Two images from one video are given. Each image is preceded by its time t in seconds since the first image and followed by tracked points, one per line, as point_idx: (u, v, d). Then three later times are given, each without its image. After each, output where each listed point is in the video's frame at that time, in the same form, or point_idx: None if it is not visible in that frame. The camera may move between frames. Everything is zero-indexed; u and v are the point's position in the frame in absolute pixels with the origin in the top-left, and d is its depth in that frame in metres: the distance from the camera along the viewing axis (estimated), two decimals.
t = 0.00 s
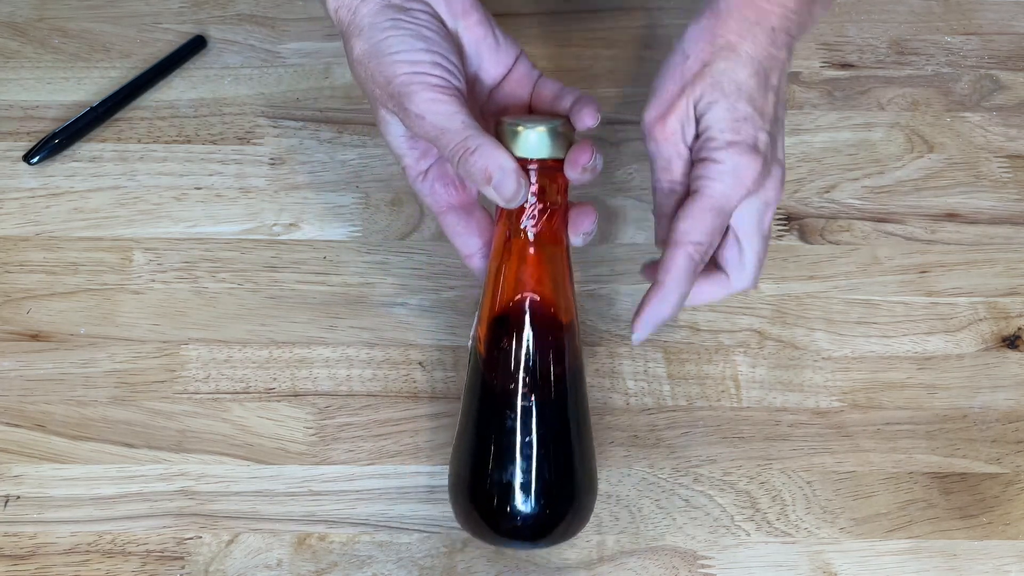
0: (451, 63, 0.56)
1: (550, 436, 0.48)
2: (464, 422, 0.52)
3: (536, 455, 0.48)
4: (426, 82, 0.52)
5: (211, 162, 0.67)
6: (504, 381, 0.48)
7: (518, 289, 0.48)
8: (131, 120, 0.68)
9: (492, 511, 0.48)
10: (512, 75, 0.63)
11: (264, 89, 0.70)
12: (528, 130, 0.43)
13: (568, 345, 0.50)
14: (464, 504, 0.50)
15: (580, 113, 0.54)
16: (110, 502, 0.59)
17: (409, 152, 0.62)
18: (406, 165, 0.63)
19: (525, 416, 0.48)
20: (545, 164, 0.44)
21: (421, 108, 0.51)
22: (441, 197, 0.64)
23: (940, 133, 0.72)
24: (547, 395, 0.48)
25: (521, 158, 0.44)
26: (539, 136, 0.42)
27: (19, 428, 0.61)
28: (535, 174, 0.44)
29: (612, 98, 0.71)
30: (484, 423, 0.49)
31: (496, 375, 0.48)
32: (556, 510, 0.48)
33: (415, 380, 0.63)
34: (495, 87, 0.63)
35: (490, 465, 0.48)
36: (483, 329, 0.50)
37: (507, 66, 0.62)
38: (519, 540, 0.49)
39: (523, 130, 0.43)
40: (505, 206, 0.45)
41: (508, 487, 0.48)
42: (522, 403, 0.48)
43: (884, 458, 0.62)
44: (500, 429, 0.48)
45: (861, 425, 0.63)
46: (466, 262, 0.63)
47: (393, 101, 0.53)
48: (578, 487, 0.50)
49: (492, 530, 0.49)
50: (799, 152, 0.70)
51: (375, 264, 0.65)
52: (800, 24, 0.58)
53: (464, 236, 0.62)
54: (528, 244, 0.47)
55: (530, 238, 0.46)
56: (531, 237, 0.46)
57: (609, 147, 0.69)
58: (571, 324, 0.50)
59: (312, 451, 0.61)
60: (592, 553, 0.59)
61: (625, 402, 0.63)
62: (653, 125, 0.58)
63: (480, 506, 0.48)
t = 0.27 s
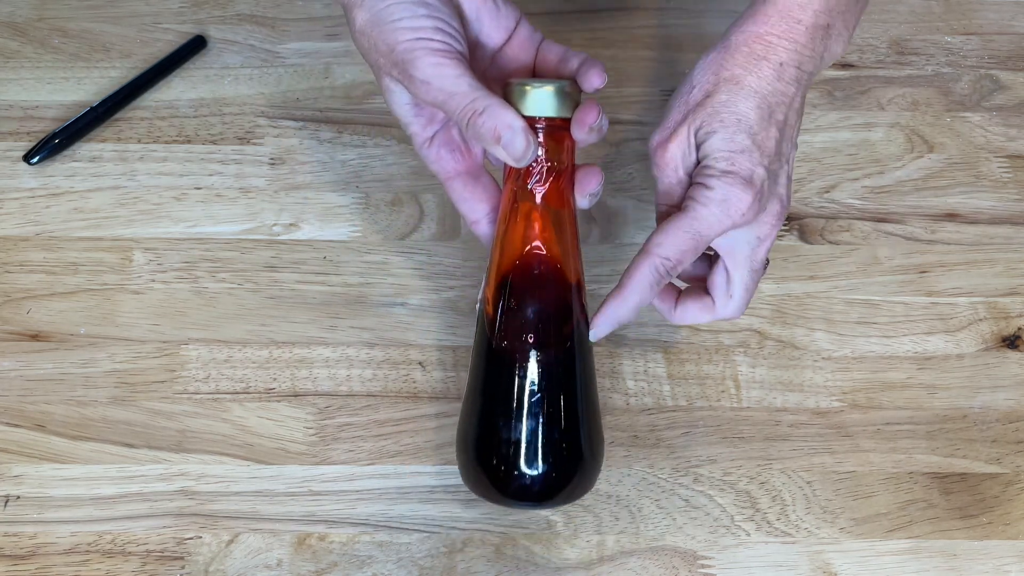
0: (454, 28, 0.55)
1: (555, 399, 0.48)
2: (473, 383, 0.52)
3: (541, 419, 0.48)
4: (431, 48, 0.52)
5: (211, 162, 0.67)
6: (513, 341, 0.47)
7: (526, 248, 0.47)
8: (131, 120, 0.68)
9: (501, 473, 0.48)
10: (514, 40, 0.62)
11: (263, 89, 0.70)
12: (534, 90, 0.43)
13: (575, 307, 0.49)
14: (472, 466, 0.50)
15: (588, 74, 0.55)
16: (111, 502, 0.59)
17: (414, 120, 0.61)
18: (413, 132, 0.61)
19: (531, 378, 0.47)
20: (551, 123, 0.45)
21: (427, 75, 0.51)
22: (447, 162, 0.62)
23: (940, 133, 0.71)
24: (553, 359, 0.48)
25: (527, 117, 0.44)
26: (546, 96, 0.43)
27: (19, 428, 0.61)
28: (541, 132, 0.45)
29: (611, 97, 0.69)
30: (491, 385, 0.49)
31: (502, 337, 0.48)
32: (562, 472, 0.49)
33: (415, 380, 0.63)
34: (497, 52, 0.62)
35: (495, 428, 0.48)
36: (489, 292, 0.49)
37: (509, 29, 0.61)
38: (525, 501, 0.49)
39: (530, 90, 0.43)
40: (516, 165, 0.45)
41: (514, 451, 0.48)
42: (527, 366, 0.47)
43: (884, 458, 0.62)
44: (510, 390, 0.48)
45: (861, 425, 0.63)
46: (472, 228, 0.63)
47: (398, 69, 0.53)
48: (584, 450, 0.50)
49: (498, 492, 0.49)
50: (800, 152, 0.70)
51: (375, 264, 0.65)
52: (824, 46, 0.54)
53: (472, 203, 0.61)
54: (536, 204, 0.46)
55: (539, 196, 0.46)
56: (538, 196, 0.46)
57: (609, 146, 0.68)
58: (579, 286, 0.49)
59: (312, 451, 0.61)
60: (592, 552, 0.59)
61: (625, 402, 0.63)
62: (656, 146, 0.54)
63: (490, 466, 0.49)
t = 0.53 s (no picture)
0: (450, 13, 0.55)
1: (557, 381, 0.48)
2: (474, 371, 0.52)
3: (543, 400, 0.47)
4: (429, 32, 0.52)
5: (211, 162, 0.67)
6: (514, 320, 0.48)
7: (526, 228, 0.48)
8: (131, 120, 0.68)
9: (503, 453, 0.48)
10: (513, 24, 0.62)
11: (263, 89, 0.70)
12: (536, 70, 0.43)
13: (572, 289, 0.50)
14: (474, 452, 0.50)
15: (585, 58, 0.55)
16: (110, 501, 0.59)
17: (415, 105, 0.61)
18: (413, 118, 0.62)
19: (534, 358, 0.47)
20: (551, 104, 0.44)
21: (427, 59, 0.51)
22: (447, 147, 0.62)
23: (940, 133, 0.71)
24: (553, 340, 0.48)
25: (528, 97, 0.44)
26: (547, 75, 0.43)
27: (18, 428, 0.61)
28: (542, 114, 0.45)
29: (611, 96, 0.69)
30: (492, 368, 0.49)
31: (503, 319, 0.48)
32: (564, 455, 0.48)
33: (415, 381, 0.63)
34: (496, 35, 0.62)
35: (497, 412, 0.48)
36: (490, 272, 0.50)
37: (507, 13, 0.61)
38: (527, 485, 0.49)
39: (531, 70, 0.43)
40: (519, 146, 0.45)
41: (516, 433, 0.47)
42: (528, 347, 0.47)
43: (884, 458, 0.62)
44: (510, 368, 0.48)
45: (861, 425, 0.63)
46: (472, 212, 0.63)
47: (398, 56, 0.53)
48: (586, 433, 0.50)
49: (500, 476, 0.49)
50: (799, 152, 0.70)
51: (375, 264, 0.65)
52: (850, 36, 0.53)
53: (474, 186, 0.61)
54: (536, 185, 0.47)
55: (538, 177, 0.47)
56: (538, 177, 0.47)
57: (609, 146, 0.68)
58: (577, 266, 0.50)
59: (312, 451, 0.61)
60: (592, 553, 0.59)
61: (625, 402, 0.63)
62: (669, 121, 0.52)
63: (492, 447, 0.48)
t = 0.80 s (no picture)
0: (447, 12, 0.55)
1: (551, 384, 0.48)
2: (468, 369, 0.52)
3: (537, 403, 0.48)
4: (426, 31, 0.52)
5: (211, 162, 0.67)
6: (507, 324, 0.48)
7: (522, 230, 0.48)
8: (132, 120, 0.68)
9: (495, 457, 0.48)
10: (512, 22, 0.62)
11: (263, 89, 0.70)
12: (531, 73, 0.43)
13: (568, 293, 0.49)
14: (468, 451, 0.50)
15: (583, 60, 0.55)
16: (110, 501, 0.59)
17: (412, 104, 0.61)
18: (410, 117, 0.62)
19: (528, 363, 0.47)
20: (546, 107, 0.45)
21: (423, 57, 0.51)
22: (444, 146, 0.62)
23: (940, 133, 0.71)
24: (547, 344, 0.48)
25: (524, 100, 0.44)
26: (541, 78, 0.43)
27: (18, 428, 0.61)
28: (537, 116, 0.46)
29: (611, 96, 0.69)
30: (487, 370, 0.49)
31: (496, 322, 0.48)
32: (556, 458, 0.49)
33: (415, 381, 0.63)
34: (495, 33, 0.62)
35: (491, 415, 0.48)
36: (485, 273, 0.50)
37: (506, 11, 0.61)
38: (521, 486, 0.49)
39: (527, 72, 0.43)
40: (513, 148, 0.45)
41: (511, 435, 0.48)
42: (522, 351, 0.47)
43: (884, 458, 0.62)
44: (503, 373, 0.48)
45: (861, 425, 0.63)
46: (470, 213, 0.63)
47: (393, 53, 0.53)
48: (578, 436, 0.50)
49: (494, 477, 0.49)
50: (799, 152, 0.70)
51: (375, 264, 0.65)
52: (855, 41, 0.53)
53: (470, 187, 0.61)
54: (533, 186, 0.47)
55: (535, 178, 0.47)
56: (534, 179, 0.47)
57: (609, 146, 0.68)
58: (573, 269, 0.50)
59: (312, 451, 0.61)
60: (592, 553, 0.59)
61: (626, 402, 0.63)
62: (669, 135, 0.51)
63: (484, 450, 0.49)
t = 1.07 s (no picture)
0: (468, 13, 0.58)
1: (579, 384, 0.48)
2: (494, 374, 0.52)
3: (566, 403, 0.47)
4: (446, 33, 0.55)
5: (211, 162, 0.67)
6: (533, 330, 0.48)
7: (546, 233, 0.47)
8: (132, 120, 0.68)
9: (521, 463, 0.48)
10: (536, 19, 0.64)
11: (263, 89, 0.70)
12: (552, 75, 0.43)
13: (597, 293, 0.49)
14: (496, 454, 0.50)
15: (601, 57, 0.55)
16: (110, 502, 0.59)
17: (436, 103, 0.64)
18: (434, 116, 0.64)
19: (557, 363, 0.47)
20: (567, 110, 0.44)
21: (441, 57, 0.54)
22: (470, 146, 0.63)
23: (940, 132, 0.71)
24: (576, 344, 0.47)
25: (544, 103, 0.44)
26: (563, 78, 0.43)
27: (18, 428, 0.61)
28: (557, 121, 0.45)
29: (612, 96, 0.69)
30: (513, 376, 0.49)
31: (522, 324, 0.48)
32: (586, 458, 0.48)
33: (415, 381, 0.63)
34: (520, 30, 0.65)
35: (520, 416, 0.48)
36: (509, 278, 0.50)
37: (529, 8, 0.63)
38: (551, 487, 0.49)
39: (547, 74, 0.43)
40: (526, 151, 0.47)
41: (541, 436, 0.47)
42: (550, 351, 0.47)
43: (884, 458, 0.62)
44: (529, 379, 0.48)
45: (861, 425, 0.63)
46: (495, 212, 0.64)
47: (414, 51, 0.56)
48: (608, 436, 0.50)
49: (524, 479, 0.49)
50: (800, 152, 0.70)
51: (375, 264, 0.65)
52: (857, 28, 0.54)
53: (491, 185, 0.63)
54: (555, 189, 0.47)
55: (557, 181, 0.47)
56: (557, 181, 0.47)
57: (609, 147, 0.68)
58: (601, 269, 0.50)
59: (312, 451, 0.61)
60: (592, 553, 0.59)
61: (625, 402, 0.63)
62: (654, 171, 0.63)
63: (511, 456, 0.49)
